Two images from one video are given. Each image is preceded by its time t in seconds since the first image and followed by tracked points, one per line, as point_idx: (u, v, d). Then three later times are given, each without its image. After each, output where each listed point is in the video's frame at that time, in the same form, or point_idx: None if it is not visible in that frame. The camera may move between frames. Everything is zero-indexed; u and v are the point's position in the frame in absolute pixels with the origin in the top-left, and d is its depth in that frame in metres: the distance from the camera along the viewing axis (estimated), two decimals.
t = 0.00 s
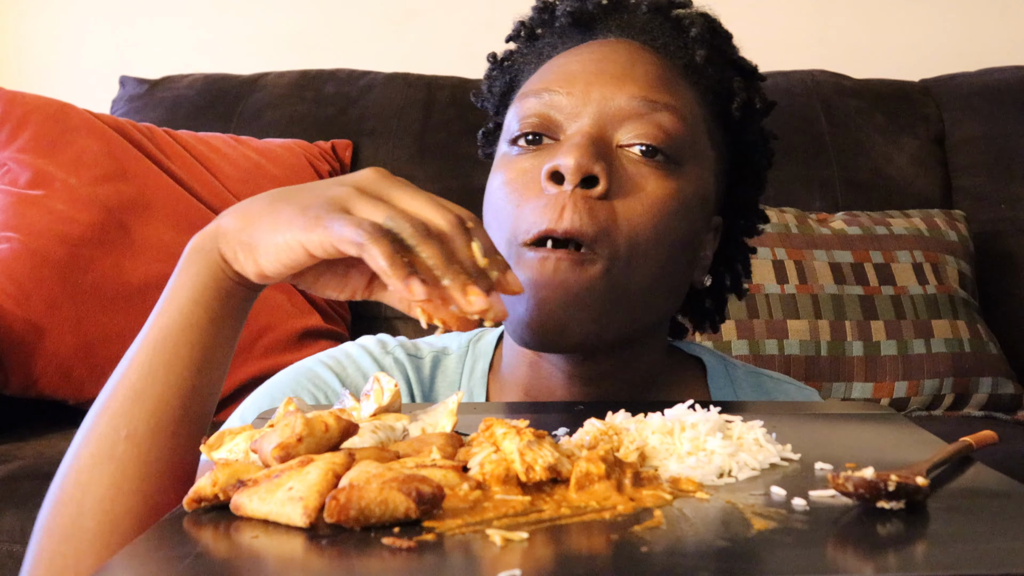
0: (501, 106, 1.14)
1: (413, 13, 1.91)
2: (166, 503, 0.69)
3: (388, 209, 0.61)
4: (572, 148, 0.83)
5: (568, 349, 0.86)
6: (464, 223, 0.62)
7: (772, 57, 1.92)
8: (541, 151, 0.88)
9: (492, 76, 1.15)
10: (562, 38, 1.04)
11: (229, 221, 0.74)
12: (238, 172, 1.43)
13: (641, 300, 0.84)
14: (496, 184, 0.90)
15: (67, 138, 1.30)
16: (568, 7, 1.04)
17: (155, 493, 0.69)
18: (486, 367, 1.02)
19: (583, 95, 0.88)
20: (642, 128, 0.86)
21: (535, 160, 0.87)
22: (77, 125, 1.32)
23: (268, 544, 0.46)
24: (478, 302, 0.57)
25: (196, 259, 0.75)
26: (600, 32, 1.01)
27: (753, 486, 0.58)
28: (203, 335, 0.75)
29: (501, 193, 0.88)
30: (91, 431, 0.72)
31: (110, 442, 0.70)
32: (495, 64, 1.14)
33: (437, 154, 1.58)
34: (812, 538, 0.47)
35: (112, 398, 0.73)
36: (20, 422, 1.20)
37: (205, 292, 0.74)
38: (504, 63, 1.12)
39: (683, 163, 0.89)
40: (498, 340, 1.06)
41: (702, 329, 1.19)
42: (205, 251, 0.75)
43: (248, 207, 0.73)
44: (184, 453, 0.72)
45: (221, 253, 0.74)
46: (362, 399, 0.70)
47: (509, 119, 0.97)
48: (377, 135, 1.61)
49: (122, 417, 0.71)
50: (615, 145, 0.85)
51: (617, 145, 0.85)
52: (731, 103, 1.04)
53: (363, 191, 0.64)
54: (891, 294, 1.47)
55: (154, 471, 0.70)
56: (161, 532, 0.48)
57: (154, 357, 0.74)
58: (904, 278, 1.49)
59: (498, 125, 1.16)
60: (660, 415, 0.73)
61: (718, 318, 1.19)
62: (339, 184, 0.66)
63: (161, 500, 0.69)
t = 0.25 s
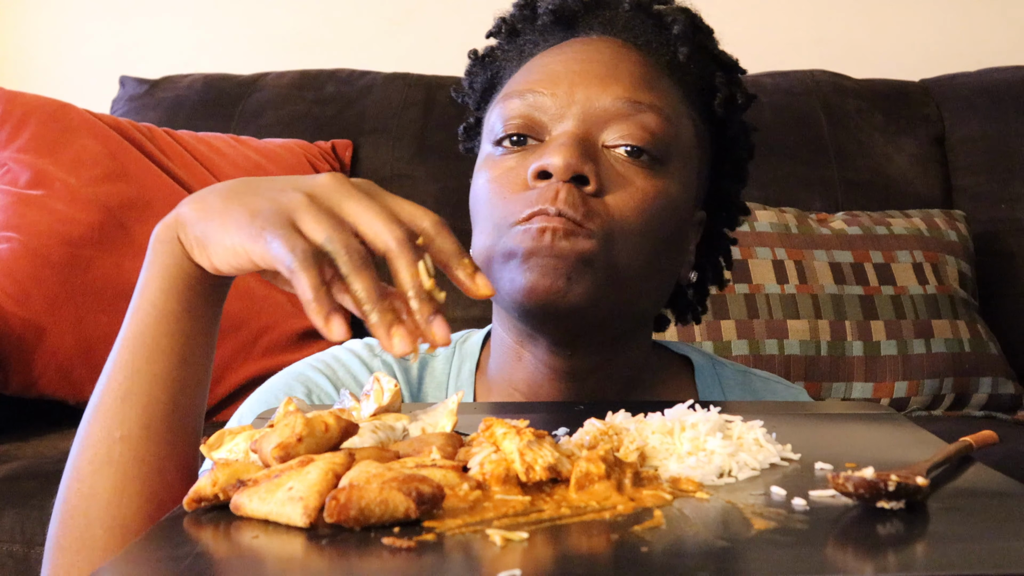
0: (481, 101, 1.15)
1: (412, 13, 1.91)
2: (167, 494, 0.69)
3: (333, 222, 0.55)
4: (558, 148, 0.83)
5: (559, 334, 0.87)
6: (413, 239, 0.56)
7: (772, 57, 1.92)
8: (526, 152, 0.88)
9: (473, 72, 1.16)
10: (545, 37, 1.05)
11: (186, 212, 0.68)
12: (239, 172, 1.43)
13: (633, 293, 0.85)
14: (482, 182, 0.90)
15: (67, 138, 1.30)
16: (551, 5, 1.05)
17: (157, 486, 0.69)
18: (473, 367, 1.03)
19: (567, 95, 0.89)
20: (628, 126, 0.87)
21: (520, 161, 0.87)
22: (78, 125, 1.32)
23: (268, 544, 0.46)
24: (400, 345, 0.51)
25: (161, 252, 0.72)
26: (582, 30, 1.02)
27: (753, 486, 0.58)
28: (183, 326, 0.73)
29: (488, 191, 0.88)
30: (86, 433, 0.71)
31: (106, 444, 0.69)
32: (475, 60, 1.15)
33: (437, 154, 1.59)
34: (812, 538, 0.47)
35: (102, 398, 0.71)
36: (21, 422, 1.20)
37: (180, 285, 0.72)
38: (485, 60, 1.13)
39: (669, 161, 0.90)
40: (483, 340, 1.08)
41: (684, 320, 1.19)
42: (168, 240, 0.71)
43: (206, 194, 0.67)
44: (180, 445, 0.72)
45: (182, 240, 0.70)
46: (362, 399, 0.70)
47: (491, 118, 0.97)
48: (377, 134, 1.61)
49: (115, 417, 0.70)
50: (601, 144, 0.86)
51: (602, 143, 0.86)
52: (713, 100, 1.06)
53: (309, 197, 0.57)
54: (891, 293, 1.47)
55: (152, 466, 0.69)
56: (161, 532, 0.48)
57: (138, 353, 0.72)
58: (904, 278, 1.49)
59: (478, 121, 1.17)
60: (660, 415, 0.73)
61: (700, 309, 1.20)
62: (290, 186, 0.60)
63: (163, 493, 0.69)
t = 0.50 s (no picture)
0: (458, 98, 1.14)
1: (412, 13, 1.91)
2: (151, 502, 0.68)
3: (280, 243, 0.52)
4: (543, 153, 0.83)
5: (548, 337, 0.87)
6: (362, 258, 0.52)
7: (772, 57, 1.92)
8: (508, 155, 0.87)
9: (451, 69, 1.14)
10: (524, 34, 1.03)
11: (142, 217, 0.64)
12: (239, 171, 1.42)
13: (621, 296, 0.86)
14: (465, 186, 0.90)
15: (67, 137, 1.30)
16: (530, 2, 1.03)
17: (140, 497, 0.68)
18: (459, 371, 1.06)
19: (549, 97, 0.89)
20: (610, 127, 0.87)
21: (503, 166, 0.87)
22: (78, 125, 1.32)
23: (268, 544, 0.46)
24: (335, 378, 0.48)
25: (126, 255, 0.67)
26: (561, 27, 1.01)
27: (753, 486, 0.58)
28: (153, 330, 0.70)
29: (471, 197, 0.88)
30: (65, 444, 0.69)
31: (85, 456, 0.68)
32: (451, 56, 1.14)
33: (437, 154, 1.59)
34: (811, 538, 0.47)
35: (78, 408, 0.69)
36: (21, 423, 1.20)
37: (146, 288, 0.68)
38: (462, 56, 1.12)
39: (652, 159, 0.90)
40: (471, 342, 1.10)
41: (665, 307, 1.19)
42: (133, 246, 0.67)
43: (165, 198, 0.63)
44: (161, 450, 0.70)
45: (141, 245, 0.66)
46: (361, 399, 0.70)
47: (473, 118, 0.97)
48: (377, 134, 1.61)
49: (92, 429, 0.68)
50: (584, 145, 0.86)
51: (585, 145, 0.86)
52: (691, 93, 1.06)
53: (259, 215, 0.54)
54: (891, 293, 1.47)
55: (133, 475, 0.68)
56: (161, 532, 0.48)
57: (110, 360, 0.69)
58: (904, 278, 1.49)
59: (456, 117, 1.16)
60: (660, 415, 0.73)
61: (679, 295, 1.20)
62: (244, 201, 0.56)
63: (147, 501, 0.68)
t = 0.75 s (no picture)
0: (431, 97, 1.13)
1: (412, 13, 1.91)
2: (135, 509, 0.65)
3: (242, 246, 0.52)
4: (519, 159, 0.85)
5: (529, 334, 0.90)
6: (325, 261, 0.51)
7: (772, 56, 1.92)
8: (485, 160, 0.89)
9: (423, 67, 1.13)
10: (496, 36, 1.03)
11: (108, 220, 0.62)
12: (238, 171, 1.42)
13: (602, 295, 0.88)
14: (443, 190, 0.92)
15: (66, 137, 1.30)
16: (502, 3, 1.03)
17: (124, 504, 0.64)
18: (437, 372, 1.07)
19: (524, 101, 0.90)
20: (586, 129, 0.89)
21: (481, 171, 0.88)
22: (77, 125, 1.32)
23: (268, 544, 0.46)
24: (297, 387, 0.48)
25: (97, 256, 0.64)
26: (534, 27, 1.01)
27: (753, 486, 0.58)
28: (129, 330, 0.66)
29: (449, 201, 0.90)
30: (42, 452, 0.66)
31: (62, 464, 0.64)
32: (423, 56, 1.13)
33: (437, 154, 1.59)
34: (811, 538, 0.47)
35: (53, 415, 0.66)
36: (20, 423, 1.20)
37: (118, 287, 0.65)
38: (435, 55, 1.11)
39: (627, 159, 0.92)
40: (448, 344, 1.12)
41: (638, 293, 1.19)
42: (97, 249, 0.65)
43: (132, 201, 0.61)
44: (143, 456, 0.67)
45: (107, 248, 0.63)
46: (362, 399, 0.70)
47: (448, 123, 0.98)
48: (377, 134, 1.61)
49: (68, 436, 0.65)
50: (560, 148, 0.87)
51: (561, 148, 0.87)
52: (664, 91, 1.07)
53: (220, 220, 0.53)
54: (891, 293, 1.47)
55: (115, 481, 0.65)
56: (161, 532, 0.48)
57: (84, 364, 0.66)
58: (904, 278, 1.48)
59: (429, 114, 1.15)
60: (660, 415, 0.73)
61: (651, 283, 1.21)
62: (205, 202, 0.55)
63: (131, 508, 0.65)
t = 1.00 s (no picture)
0: (403, 100, 1.12)
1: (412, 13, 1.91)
2: (123, 509, 0.65)
3: (211, 249, 0.51)
4: (493, 164, 0.86)
5: (509, 335, 0.91)
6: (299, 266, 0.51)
7: (773, 56, 1.92)
8: (459, 166, 0.89)
9: (393, 71, 1.12)
10: (466, 40, 1.02)
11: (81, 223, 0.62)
12: (238, 171, 1.42)
13: (578, 296, 0.90)
14: (418, 195, 0.92)
15: (66, 137, 1.30)
16: (472, 6, 1.01)
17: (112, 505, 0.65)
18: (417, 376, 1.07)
19: (496, 105, 0.90)
20: (559, 132, 0.89)
21: (455, 176, 0.88)
22: (77, 125, 1.32)
23: (268, 544, 0.46)
24: (265, 389, 0.46)
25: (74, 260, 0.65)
26: (503, 31, 1.00)
27: (753, 486, 0.58)
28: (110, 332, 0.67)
29: (425, 207, 0.90)
30: (28, 455, 0.66)
31: (49, 467, 0.65)
32: (393, 59, 1.11)
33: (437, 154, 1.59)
34: (812, 538, 0.47)
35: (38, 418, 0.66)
36: (20, 423, 1.20)
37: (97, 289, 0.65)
38: (405, 59, 1.10)
39: (600, 160, 0.93)
40: (428, 347, 1.12)
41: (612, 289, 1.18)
42: (73, 250, 0.65)
43: (105, 201, 0.61)
44: (129, 456, 0.67)
45: (83, 250, 0.63)
46: (361, 399, 0.70)
47: (421, 127, 0.98)
48: (377, 134, 1.61)
49: (54, 439, 0.65)
50: (533, 151, 0.88)
51: (534, 151, 0.88)
52: (633, 89, 1.07)
53: (187, 220, 0.53)
54: (891, 293, 1.47)
55: (101, 482, 0.65)
56: (161, 533, 0.48)
57: (66, 367, 0.66)
58: (904, 278, 1.48)
59: (401, 116, 1.14)
60: (660, 415, 0.73)
61: (624, 279, 1.20)
62: (175, 204, 0.55)
63: (119, 509, 0.65)
